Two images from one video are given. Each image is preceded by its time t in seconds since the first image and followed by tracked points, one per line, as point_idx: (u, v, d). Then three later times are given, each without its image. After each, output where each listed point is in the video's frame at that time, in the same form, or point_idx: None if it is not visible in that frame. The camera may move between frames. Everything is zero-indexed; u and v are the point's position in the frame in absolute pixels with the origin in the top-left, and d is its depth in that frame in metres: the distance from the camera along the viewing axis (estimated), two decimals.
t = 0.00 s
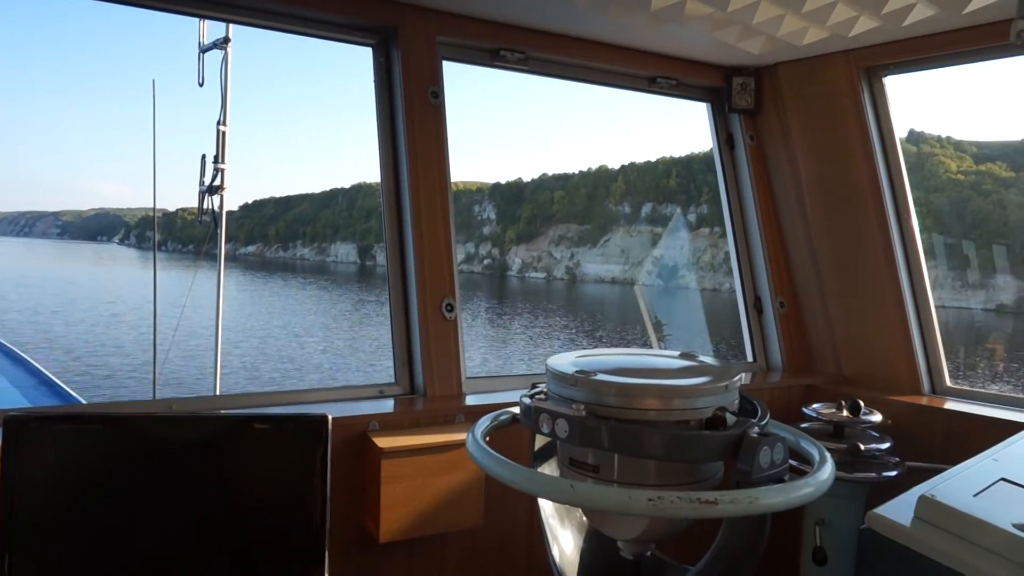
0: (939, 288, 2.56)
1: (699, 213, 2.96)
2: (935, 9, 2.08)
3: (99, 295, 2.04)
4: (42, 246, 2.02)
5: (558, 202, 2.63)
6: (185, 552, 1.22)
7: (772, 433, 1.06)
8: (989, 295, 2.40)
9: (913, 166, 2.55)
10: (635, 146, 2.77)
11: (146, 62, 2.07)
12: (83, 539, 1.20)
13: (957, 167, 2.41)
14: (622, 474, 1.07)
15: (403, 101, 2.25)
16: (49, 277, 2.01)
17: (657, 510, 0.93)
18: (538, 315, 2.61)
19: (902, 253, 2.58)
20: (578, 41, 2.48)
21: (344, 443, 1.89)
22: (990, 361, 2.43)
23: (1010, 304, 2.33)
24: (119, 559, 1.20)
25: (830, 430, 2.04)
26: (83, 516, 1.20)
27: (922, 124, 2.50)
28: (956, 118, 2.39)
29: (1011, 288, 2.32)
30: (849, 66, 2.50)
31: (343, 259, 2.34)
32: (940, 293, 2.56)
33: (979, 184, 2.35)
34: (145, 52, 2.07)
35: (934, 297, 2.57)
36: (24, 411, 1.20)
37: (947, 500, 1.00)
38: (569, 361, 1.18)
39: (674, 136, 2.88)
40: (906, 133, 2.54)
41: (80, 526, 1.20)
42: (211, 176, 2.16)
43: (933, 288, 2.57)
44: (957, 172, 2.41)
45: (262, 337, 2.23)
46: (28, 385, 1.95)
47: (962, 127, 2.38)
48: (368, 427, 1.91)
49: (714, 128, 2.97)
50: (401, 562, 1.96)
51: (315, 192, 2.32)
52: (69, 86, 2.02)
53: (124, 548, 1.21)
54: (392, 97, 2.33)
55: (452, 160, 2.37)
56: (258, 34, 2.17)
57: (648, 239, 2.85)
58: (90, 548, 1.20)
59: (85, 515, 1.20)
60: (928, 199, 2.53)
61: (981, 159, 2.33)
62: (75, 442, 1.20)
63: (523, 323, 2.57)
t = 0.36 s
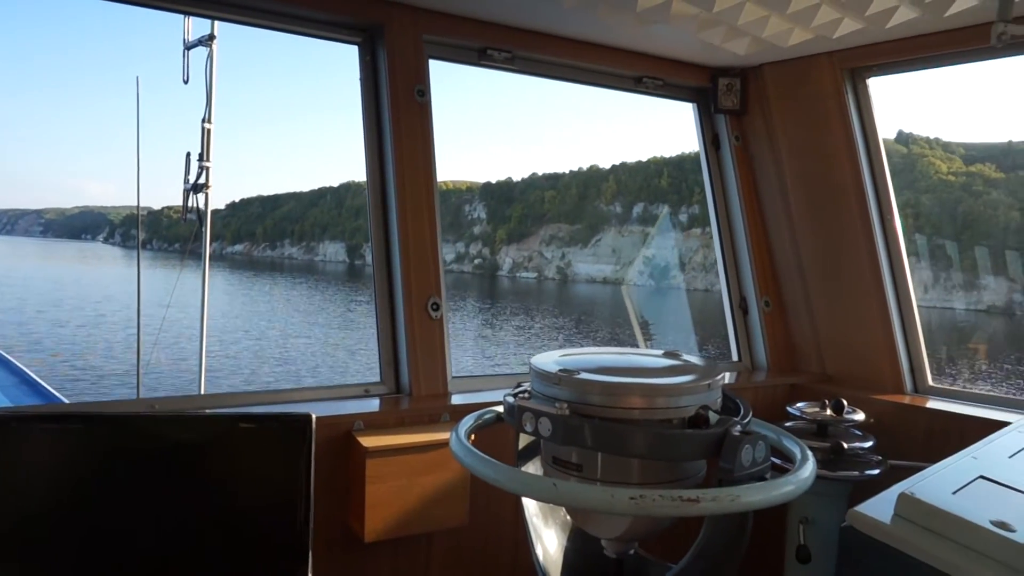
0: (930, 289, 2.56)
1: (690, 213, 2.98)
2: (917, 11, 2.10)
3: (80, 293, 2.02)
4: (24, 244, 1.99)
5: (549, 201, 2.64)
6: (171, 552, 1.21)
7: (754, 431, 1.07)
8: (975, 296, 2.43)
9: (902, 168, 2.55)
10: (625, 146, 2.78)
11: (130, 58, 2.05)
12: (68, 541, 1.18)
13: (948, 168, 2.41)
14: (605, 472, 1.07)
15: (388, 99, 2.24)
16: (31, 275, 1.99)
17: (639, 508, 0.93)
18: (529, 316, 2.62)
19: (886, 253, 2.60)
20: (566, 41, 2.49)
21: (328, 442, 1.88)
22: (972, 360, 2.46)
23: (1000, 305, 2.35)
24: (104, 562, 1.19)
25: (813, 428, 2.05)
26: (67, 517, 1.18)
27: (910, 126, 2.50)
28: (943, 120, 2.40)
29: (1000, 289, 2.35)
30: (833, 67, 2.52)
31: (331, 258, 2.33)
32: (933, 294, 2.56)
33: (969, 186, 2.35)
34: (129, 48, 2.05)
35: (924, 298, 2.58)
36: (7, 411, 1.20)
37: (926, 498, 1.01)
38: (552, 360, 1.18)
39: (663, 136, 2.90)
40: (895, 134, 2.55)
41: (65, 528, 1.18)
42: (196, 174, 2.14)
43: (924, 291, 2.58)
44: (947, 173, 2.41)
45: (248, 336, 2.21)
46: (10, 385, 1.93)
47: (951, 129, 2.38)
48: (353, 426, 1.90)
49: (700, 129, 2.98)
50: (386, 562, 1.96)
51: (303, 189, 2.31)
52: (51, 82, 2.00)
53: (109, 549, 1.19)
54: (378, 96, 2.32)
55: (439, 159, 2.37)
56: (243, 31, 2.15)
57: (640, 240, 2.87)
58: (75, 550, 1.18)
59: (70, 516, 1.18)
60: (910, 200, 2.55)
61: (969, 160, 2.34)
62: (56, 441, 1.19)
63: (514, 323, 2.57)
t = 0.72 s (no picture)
0: (922, 287, 2.55)
1: (682, 210, 3.00)
2: (900, 10, 2.11)
3: (63, 289, 2.00)
4: (5, 239, 1.97)
5: (539, 198, 2.65)
6: (156, 551, 1.20)
7: (738, 426, 1.06)
8: (972, 293, 2.40)
9: (892, 166, 2.56)
10: (614, 142, 2.79)
11: (112, 51, 2.02)
12: (49, 541, 1.17)
13: (937, 166, 2.41)
14: (589, 468, 1.07)
15: (374, 94, 2.22)
16: (14, 271, 1.97)
17: (622, 504, 0.93)
18: (520, 311, 2.64)
19: (869, 251, 2.62)
20: (555, 38, 2.49)
21: (313, 439, 1.87)
22: (954, 356, 2.49)
23: (992, 303, 2.35)
24: (87, 561, 1.18)
25: (797, 424, 2.06)
26: (48, 516, 1.17)
27: (900, 124, 2.50)
28: (932, 118, 2.40)
29: (995, 287, 2.34)
30: (818, 64, 2.53)
31: (320, 255, 2.32)
32: (924, 290, 2.55)
33: (960, 184, 2.36)
34: (111, 41, 2.02)
35: (917, 293, 2.57)
36: None
37: (907, 492, 1.02)
38: (537, 356, 1.18)
39: (652, 133, 2.91)
40: (884, 132, 2.55)
41: (47, 526, 1.17)
42: (180, 168, 2.11)
43: (916, 288, 2.57)
44: (938, 171, 2.40)
45: (233, 332, 2.19)
46: None
47: (939, 126, 2.38)
48: (339, 422, 1.90)
49: (686, 126, 2.98)
50: (371, 559, 1.95)
51: (290, 187, 2.29)
52: (30, 74, 1.96)
53: (92, 548, 1.18)
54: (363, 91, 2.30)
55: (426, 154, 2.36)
56: (226, 24, 2.13)
57: (631, 236, 2.88)
58: (57, 548, 1.17)
59: (52, 515, 1.17)
60: (894, 197, 2.57)
61: (959, 159, 2.35)
62: (35, 439, 1.17)
63: (503, 319, 2.59)
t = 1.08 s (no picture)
0: (919, 286, 2.54)
1: (678, 209, 3.01)
2: (890, 10, 2.12)
3: (50, 286, 1.98)
4: None
5: (534, 196, 2.66)
6: (146, 551, 1.19)
7: (727, 424, 1.07)
8: (967, 291, 2.40)
9: (887, 164, 2.55)
10: (608, 141, 2.80)
11: (100, 47, 2.01)
12: (38, 542, 1.16)
13: (933, 165, 2.40)
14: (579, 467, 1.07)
15: (365, 92, 2.21)
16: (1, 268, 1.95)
17: (613, 502, 0.93)
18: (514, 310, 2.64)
19: (859, 250, 2.64)
20: (547, 36, 2.49)
21: (304, 437, 1.86)
22: (942, 354, 2.50)
23: (989, 302, 2.35)
24: (77, 562, 1.17)
25: (787, 422, 2.07)
26: (37, 517, 1.16)
27: (894, 123, 2.50)
28: (925, 118, 2.40)
29: (991, 286, 2.34)
30: (808, 63, 2.54)
31: (312, 253, 2.31)
32: (922, 290, 2.54)
33: (956, 183, 2.35)
34: (99, 37, 2.00)
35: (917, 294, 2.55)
36: None
37: (896, 489, 1.03)
38: (528, 354, 1.18)
39: (645, 131, 2.91)
40: (878, 131, 2.55)
41: (36, 527, 1.16)
42: (168, 165, 2.10)
43: (915, 287, 2.55)
44: (935, 170, 2.40)
45: (223, 330, 2.17)
46: None
47: (932, 126, 2.39)
48: (329, 421, 1.89)
49: (677, 125, 2.98)
50: (361, 558, 1.94)
51: (284, 183, 2.28)
52: (17, 70, 1.94)
53: (82, 549, 1.17)
54: (354, 89, 2.29)
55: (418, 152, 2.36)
56: (216, 20, 2.11)
57: (625, 234, 2.88)
58: (47, 549, 1.16)
59: (41, 515, 1.16)
60: (882, 196, 2.59)
61: (954, 158, 2.34)
62: (24, 438, 1.16)
63: (497, 317, 2.59)
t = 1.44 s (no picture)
0: (914, 287, 2.54)
1: (671, 211, 3.03)
2: (878, 13, 2.14)
3: (36, 286, 1.96)
4: None
5: (527, 196, 2.67)
6: (134, 553, 1.18)
7: (716, 425, 1.07)
8: (960, 294, 2.41)
9: (881, 167, 2.55)
10: (601, 141, 2.82)
11: (88, 45, 1.99)
12: (26, 543, 1.15)
13: (927, 167, 2.41)
14: (569, 468, 1.07)
15: (354, 92, 2.21)
16: None
17: (602, 503, 0.93)
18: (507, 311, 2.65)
19: (846, 251, 2.66)
20: (539, 37, 2.49)
21: (293, 438, 1.85)
22: (928, 355, 2.53)
23: (984, 304, 2.34)
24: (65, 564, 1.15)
25: (775, 422, 2.08)
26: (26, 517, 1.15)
27: (885, 125, 2.51)
28: (914, 120, 2.43)
29: (984, 289, 2.34)
30: (797, 66, 2.55)
31: (302, 253, 2.30)
32: (917, 291, 2.53)
33: (949, 185, 2.36)
34: (86, 35, 1.98)
35: (913, 296, 2.54)
36: None
37: (883, 489, 1.03)
38: (517, 355, 1.18)
39: (636, 132, 2.93)
40: (870, 133, 2.56)
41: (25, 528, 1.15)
42: (157, 165, 2.08)
43: (910, 288, 2.55)
44: (929, 172, 2.41)
45: (211, 330, 2.16)
46: None
47: (924, 128, 2.40)
48: (318, 422, 1.88)
49: (666, 125, 2.99)
50: (350, 560, 1.93)
51: (274, 184, 2.27)
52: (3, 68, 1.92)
53: (68, 551, 1.16)
54: (344, 89, 2.28)
55: (409, 152, 2.36)
56: (204, 19, 2.10)
57: (618, 235, 2.90)
58: (34, 550, 1.15)
59: (28, 516, 1.15)
60: (869, 197, 2.61)
61: (947, 160, 2.36)
62: (11, 439, 1.15)
63: (489, 318, 2.59)
